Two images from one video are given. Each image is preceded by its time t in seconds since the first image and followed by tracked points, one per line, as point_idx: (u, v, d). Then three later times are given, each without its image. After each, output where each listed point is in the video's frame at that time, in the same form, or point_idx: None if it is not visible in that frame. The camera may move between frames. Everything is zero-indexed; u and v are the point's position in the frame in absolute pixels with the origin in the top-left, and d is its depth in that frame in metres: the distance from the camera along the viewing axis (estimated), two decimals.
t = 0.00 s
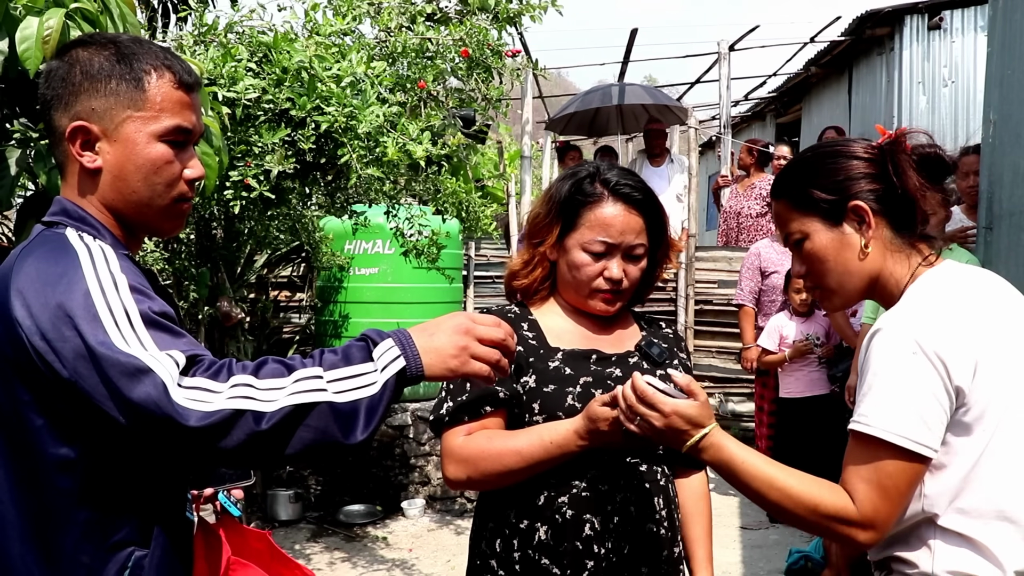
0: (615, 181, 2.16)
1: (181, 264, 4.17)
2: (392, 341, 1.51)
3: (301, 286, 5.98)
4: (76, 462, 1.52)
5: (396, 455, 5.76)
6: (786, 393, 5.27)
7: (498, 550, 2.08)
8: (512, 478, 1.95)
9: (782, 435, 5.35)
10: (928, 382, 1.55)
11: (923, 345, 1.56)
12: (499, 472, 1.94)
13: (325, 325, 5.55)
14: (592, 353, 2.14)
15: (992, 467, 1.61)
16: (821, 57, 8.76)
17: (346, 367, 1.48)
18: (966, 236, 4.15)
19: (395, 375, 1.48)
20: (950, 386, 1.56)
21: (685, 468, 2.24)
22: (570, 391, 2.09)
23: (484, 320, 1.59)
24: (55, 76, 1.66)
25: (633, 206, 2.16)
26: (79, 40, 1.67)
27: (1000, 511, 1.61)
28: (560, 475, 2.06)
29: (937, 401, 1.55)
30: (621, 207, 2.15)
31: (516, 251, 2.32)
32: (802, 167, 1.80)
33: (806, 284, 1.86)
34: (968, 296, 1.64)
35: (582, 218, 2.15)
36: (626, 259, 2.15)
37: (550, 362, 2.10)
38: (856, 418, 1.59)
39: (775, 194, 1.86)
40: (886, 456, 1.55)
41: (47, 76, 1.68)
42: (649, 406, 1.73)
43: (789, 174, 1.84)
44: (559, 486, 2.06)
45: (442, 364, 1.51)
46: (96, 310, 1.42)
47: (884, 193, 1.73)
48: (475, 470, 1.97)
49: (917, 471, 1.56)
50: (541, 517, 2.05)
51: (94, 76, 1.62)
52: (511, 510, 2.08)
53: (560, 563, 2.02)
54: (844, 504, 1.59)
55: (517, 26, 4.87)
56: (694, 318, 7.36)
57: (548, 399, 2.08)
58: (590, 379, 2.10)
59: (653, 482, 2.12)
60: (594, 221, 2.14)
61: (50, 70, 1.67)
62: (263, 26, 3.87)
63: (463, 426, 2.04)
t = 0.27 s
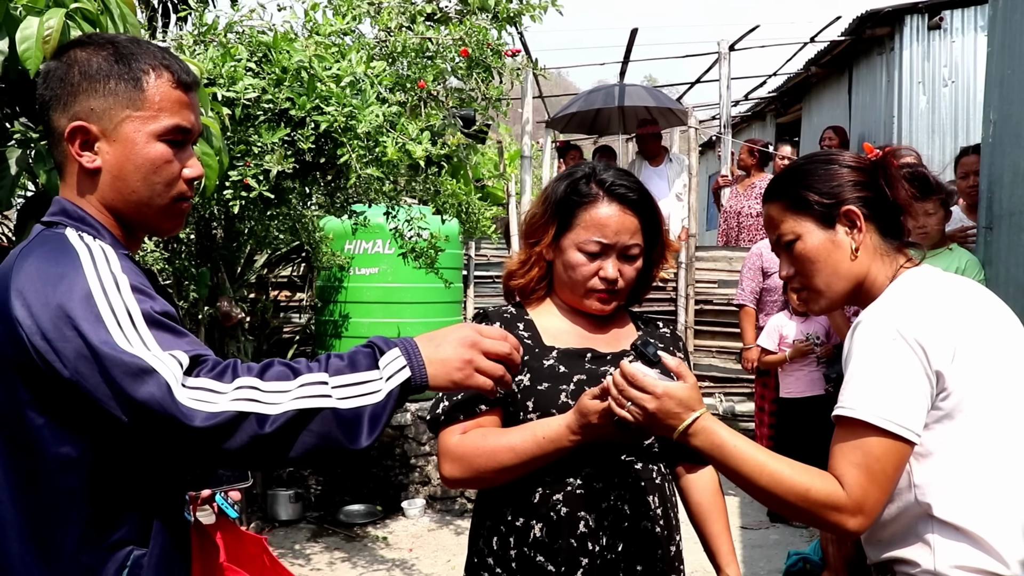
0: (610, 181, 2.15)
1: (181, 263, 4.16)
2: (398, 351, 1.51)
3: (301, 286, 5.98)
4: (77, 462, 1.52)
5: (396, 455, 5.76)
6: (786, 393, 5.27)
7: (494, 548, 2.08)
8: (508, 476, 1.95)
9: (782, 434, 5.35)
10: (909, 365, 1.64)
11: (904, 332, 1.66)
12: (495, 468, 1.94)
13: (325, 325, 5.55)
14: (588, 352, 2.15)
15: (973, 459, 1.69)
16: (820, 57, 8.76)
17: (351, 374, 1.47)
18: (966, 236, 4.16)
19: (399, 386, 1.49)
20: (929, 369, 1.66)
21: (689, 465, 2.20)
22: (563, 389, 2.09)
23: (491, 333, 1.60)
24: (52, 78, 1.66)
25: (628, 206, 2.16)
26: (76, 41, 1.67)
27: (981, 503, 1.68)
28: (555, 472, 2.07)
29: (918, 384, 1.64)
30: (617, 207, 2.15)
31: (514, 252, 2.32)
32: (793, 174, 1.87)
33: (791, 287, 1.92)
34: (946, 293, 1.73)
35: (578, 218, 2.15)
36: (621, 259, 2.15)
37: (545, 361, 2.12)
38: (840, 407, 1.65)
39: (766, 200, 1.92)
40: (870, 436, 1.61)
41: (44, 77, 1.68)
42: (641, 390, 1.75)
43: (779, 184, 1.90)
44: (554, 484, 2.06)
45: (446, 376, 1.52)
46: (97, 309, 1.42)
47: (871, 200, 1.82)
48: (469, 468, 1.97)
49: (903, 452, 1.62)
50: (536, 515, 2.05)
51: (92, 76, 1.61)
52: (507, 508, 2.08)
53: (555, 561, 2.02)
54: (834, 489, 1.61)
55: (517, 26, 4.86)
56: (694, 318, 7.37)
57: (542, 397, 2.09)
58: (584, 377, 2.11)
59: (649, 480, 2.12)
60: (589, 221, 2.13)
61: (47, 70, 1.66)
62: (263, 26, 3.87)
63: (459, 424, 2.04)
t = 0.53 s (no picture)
0: (608, 181, 2.15)
1: (180, 264, 4.17)
2: (427, 370, 1.62)
3: (301, 286, 5.98)
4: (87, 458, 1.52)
5: (396, 455, 5.76)
6: (786, 393, 5.28)
7: (493, 547, 2.09)
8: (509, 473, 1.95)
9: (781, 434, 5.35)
10: (901, 363, 1.65)
11: (895, 331, 1.67)
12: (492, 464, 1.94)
13: (325, 325, 5.55)
14: (586, 352, 2.15)
15: (965, 457, 1.69)
16: (820, 57, 8.76)
17: (378, 384, 1.57)
18: (966, 236, 4.15)
19: (422, 403, 1.59)
20: (921, 367, 1.66)
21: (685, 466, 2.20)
22: (562, 388, 2.11)
23: (517, 356, 1.71)
24: (49, 78, 1.66)
25: (627, 207, 2.16)
26: (73, 41, 1.67)
27: (971, 498, 1.68)
28: (554, 472, 2.07)
29: (910, 382, 1.64)
30: (615, 208, 2.15)
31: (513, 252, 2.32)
32: (792, 172, 1.87)
33: (784, 284, 1.91)
34: (937, 292, 1.74)
35: (576, 218, 2.16)
36: (620, 259, 2.15)
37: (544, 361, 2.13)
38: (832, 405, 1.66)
39: (761, 197, 1.92)
40: (862, 433, 1.62)
41: (41, 77, 1.68)
42: (637, 387, 1.75)
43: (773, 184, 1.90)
44: (553, 483, 2.06)
45: (468, 399, 1.64)
46: (112, 307, 1.45)
47: (866, 201, 1.83)
48: (466, 466, 1.97)
49: (896, 449, 1.63)
50: (535, 514, 2.05)
51: (91, 76, 1.61)
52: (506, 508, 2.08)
53: (553, 560, 2.02)
54: (827, 485, 1.61)
55: (517, 26, 4.86)
56: (694, 318, 7.37)
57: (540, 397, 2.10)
58: (582, 377, 2.12)
59: (647, 479, 2.12)
60: (588, 222, 2.14)
61: (44, 70, 1.66)
62: (263, 26, 3.87)
63: (458, 423, 2.03)
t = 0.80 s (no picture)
0: (609, 182, 2.16)
1: (180, 263, 4.18)
2: (448, 381, 1.66)
3: (301, 286, 5.99)
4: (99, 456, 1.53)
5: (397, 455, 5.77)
6: (786, 393, 5.28)
7: (492, 547, 2.09)
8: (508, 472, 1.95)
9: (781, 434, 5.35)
10: (895, 365, 1.65)
11: (889, 333, 1.67)
12: (490, 464, 1.94)
13: (325, 325, 5.55)
14: (585, 352, 2.15)
15: (958, 457, 1.69)
16: (820, 58, 8.76)
17: (400, 386, 1.60)
18: (966, 236, 4.15)
19: (441, 409, 1.64)
20: (914, 368, 1.67)
21: (683, 467, 2.22)
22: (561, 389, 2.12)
23: (537, 371, 1.73)
24: (50, 77, 1.65)
25: (627, 207, 2.16)
26: (76, 40, 1.67)
27: (964, 498, 1.69)
28: (552, 472, 2.07)
29: (904, 384, 1.64)
30: (615, 208, 2.15)
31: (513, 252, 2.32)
32: (792, 169, 1.87)
33: (778, 280, 1.91)
34: (930, 293, 1.74)
35: (576, 219, 2.16)
36: (620, 260, 2.15)
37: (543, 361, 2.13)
38: (826, 407, 1.65)
39: (760, 192, 1.92)
40: (856, 435, 1.62)
41: (42, 77, 1.67)
42: (634, 384, 1.73)
43: (771, 178, 1.91)
44: (551, 483, 2.06)
45: (486, 410, 1.67)
46: (127, 306, 1.47)
47: (864, 200, 1.83)
48: (465, 466, 1.96)
49: (889, 450, 1.63)
50: (533, 514, 2.05)
51: (95, 76, 1.62)
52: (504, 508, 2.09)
53: (551, 559, 2.02)
54: (822, 486, 1.60)
55: (517, 26, 4.87)
56: (694, 318, 7.37)
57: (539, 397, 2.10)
58: (581, 377, 2.12)
59: (645, 479, 2.12)
60: (588, 222, 2.14)
61: (45, 69, 1.66)
62: (263, 26, 3.87)
63: (457, 423, 2.02)
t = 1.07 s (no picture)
0: (609, 182, 2.16)
1: (180, 263, 4.19)
2: (455, 383, 1.63)
3: (301, 286, 5.99)
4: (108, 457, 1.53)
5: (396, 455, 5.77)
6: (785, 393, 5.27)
7: (492, 546, 2.09)
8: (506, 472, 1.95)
9: (781, 434, 5.35)
10: (892, 365, 1.65)
11: (888, 333, 1.67)
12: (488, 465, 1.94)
13: (324, 325, 5.56)
14: (584, 352, 2.15)
15: (955, 458, 1.69)
16: (820, 58, 8.76)
17: (407, 389, 1.57)
18: (966, 236, 4.15)
19: (448, 411, 1.61)
20: (912, 368, 1.67)
21: (686, 466, 2.22)
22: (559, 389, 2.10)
23: (542, 372, 1.70)
24: (52, 76, 1.65)
25: (626, 208, 2.16)
26: (80, 38, 1.67)
27: (961, 499, 1.69)
28: (552, 472, 2.07)
29: (901, 384, 1.64)
30: (615, 208, 2.15)
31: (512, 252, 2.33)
32: (795, 164, 1.87)
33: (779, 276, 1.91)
34: (930, 293, 1.74)
35: (575, 219, 2.16)
36: (619, 260, 2.15)
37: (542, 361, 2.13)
38: (823, 405, 1.65)
39: (765, 186, 1.93)
40: (853, 434, 1.62)
41: (44, 75, 1.67)
42: (631, 378, 1.74)
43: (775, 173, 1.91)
44: (550, 483, 2.06)
45: (492, 412, 1.64)
46: (136, 308, 1.46)
47: (868, 198, 1.83)
48: (463, 466, 1.96)
49: (885, 450, 1.63)
50: (532, 514, 2.05)
51: (100, 74, 1.61)
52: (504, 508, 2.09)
53: (551, 559, 2.02)
54: (817, 484, 1.61)
55: (517, 26, 4.87)
56: (694, 318, 7.37)
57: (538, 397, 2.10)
58: (580, 377, 2.13)
59: (644, 479, 2.12)
60: (587, 222, 2.14)
61: (47, 68, 1.65)
62: (263, 26, 3.87)
63: (456, 424, 2.03)
